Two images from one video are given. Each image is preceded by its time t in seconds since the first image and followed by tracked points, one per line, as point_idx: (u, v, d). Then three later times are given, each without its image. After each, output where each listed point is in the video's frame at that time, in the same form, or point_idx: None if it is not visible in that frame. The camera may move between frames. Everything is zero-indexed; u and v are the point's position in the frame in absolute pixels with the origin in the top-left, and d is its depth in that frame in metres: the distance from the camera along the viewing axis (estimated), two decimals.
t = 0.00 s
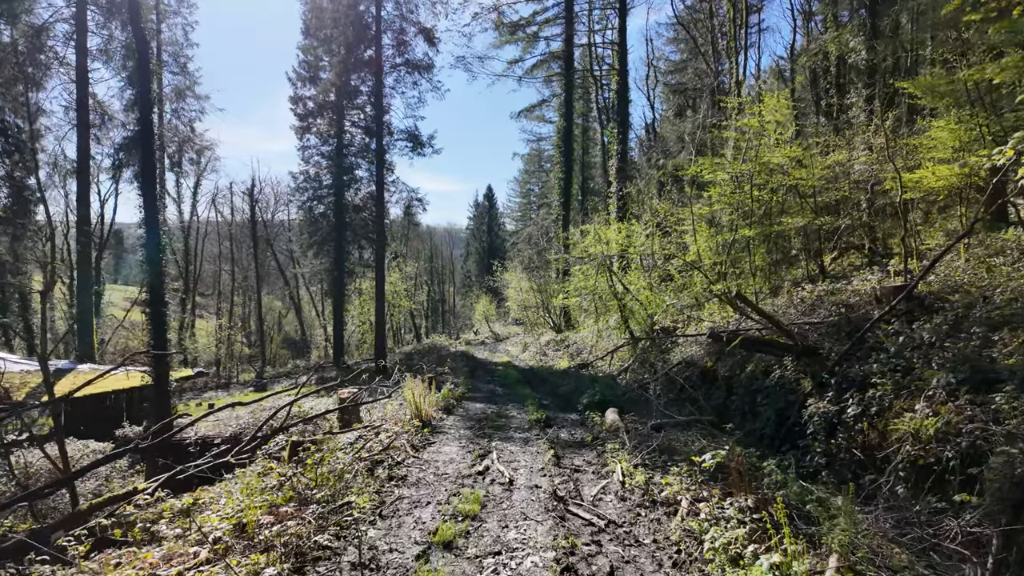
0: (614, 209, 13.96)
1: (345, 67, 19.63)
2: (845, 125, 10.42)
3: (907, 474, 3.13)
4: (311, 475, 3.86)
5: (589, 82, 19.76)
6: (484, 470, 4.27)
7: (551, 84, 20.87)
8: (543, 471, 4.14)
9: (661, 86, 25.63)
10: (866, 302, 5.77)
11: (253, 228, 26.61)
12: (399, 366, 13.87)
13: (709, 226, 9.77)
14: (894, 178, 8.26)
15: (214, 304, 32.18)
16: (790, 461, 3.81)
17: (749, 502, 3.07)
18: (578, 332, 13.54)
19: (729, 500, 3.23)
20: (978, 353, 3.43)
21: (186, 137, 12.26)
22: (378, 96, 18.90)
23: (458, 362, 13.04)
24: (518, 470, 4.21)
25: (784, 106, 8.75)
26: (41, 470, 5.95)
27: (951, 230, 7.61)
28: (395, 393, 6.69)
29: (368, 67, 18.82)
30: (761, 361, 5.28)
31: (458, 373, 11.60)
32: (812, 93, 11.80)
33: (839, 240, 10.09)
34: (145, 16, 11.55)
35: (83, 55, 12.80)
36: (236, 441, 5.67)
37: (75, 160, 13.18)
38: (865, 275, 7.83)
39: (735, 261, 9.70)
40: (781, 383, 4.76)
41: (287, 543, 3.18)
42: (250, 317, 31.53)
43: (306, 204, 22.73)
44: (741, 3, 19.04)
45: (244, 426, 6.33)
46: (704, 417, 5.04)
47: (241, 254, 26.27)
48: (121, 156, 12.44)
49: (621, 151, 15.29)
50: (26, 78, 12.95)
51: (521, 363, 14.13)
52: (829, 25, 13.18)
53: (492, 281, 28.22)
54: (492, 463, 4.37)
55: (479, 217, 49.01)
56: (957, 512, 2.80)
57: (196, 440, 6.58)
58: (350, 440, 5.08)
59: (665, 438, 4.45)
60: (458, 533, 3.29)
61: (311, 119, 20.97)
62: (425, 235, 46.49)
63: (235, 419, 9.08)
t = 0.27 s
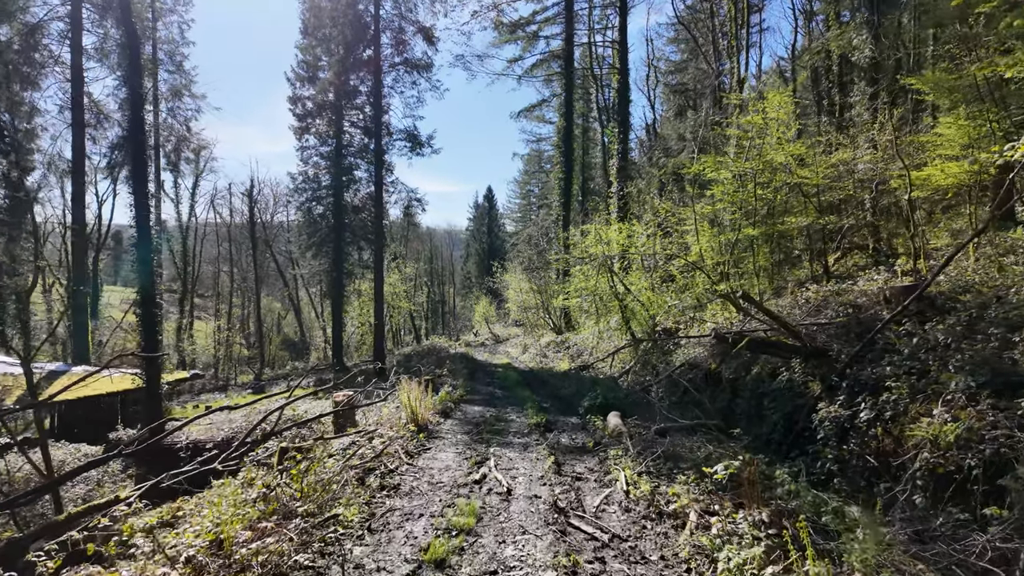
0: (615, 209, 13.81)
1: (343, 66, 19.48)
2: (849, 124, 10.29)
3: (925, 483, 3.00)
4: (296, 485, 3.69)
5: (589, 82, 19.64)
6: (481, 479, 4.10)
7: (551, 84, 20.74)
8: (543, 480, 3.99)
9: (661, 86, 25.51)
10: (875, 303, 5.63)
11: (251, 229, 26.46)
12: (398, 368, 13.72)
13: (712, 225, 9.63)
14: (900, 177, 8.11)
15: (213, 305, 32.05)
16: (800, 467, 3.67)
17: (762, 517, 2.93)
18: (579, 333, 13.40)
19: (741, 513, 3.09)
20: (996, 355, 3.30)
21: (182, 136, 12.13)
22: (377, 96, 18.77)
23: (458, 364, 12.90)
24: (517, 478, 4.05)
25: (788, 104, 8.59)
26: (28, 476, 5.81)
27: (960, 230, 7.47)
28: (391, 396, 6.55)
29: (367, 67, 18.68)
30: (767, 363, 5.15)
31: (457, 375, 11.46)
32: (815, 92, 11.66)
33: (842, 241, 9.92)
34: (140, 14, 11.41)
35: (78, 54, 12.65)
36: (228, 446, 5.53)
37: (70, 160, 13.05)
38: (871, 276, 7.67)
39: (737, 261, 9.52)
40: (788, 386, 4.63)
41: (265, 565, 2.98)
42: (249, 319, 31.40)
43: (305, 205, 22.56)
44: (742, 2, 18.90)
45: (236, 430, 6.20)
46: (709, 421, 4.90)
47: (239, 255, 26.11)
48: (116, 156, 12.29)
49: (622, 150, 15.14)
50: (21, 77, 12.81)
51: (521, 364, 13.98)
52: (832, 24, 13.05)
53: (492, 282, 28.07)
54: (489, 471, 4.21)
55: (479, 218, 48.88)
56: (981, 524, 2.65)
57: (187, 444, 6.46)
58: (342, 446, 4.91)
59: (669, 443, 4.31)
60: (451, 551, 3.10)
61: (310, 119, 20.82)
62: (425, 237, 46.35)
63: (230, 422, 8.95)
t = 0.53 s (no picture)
0: (617, 209, 13.64)
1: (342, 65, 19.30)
2: (854, 122, 10.13)
3: (953, 494, 2.85)
4: (284, 496, 3.53)
5: (591, 81, 19.47)
6: (481, 488, 3.91)
7: (552, 83, 20.58)
8: (546, 489, 3.80)
9: (662, 85, 25.35)
10: (887, 304, 5.47)
11: (250, 229, 26.32)
12: (398, 369, 13.55)
13: (716, 225, 9.43)
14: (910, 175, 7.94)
15: (212, 306, 31.91)
16: (816, 475, 3.52)
17: (789, 533, 2.68)
18: (581, 334, 13.24)
19: (764, 529, 2.84)
20: None
21: (178, 134, 11.98)
22: (377, 95, 18.60)
23: (458, 365, 12.73)
24: (519, 488, 3.86)
25: (795, 100, 8.41)
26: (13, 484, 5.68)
27: (972, 228, 7.30)
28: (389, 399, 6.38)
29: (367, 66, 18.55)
30: (777, 365, 4.98)
31: (457, 376, 11.29)
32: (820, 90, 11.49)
33: (846, 242, 9.75)
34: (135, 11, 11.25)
35: (72, 51, 12.49)
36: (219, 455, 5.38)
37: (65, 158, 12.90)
38: (881, 276, 7.50)
39: (742, 261, 9.32)
40: (801, 389, 4.47)
41: None
42: (249, 320, 31.25)
43: (304, 205, 22.38)
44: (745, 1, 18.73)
45: (228, 434, 6.04)
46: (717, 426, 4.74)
47: (238, 256, 25.94)
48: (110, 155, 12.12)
49: (624, 150, 14.97)
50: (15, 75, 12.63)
51: (522, 366, 13.82)
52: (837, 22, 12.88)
53: (493, 283, 27.89)
54: (489, 480, 4.02)
55: (479, 219, 48.70)
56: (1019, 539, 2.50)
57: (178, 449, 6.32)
58: (336, 452, 4.73)
59: (678, 450, 4.15)
60: (449, 570, 2.82)
61: (309, 118, 20.66)
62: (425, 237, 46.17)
63: (224, 426, 8.80)
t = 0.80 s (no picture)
0: (618, 209, 13.51)
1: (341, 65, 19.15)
2: (858, 121, 10.00)
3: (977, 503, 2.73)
4: (269, 507, 3.35)
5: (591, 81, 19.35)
6: (480, 497, 3.75)
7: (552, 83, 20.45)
8: (549, 499, 3.65)
9: (663, 86, 25.24)
10: (896, 305, 5.33)
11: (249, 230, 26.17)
12: (396, 371, 13.42)
13: (720, 225, 9.28)
14: (917, 174, 7.80)
15: (210, 307, 31.76)
16: (830, 481, 3.39)
17: (813, 551, 2.54)
18: (582, 336, 13.11)
19: (786, 545, 2.68)
20: None
21: (175, 133, 11.84)
22: (376, 95, 18.48)
23: (457, 367, 12.60)
24: (520, 497, 3.71)
25: (800, 98, 8.26)
26: None
27: (981, 228, 7.16)
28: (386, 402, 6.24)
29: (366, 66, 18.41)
30: (786, 368, 4.85)
31: (456, 378, 11.16)
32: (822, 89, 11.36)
33: (848, 246, 9.60)
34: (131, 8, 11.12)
35: (66, 49, 12.34)
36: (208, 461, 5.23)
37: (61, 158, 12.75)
38: (888, 276, 7.36)
39: (745, 261, 9.15)
40: (811, 393, 4.35)
41: None
42: (248, 321, 31.11)
43: (303, 206, 22.23)
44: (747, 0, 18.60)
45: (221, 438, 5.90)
46: (724, 430, 4.61)
47: (236, 257, 25.80)
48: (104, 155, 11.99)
49: (625, 150, 14.84)
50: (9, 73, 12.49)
51: (523, 367, 13.68)
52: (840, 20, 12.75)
53: (493, 284, 27.75)
54: (489, 489, 3.86)
55: (479, 220, 48.56)
56: None
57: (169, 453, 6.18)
58: (329, 458, 4.57)
59: (685, 456, 4.02)
60: None
61: (307, 119, 20.52)
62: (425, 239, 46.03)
63: (219, 430, 8.65)
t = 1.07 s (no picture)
0: (619, 208, 13.39)
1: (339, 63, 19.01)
2: (862, 119, 9.87)
3: (1000, 511, 2.61)
4: (248, 520, 2.97)
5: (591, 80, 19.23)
6: (475, 507, 3.60)
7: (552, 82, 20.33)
8: (548, 508, 3.50)
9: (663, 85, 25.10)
10: (905, 304, 5.22)
11: (247, 231, 26.04)
12: (395, 371, 13.31)
13: (722, 224, 9.15)
14: (924, 171, 7.67)
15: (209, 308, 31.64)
16: (843, 487, 3.34)
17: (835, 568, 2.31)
18: (582, 336, 12.99)
19: (805, 561, 2.47)
20: None
21: (171, 132, 11.71)
22: (375, 94, 18.34)
23: (457, 368, 12.49)
24: (517, 506, 3.56)
25: (804, 93, 8.13)
26: None
27: (990, 227, 7.04)
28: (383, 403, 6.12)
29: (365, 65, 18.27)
30: (792, 369, 4.73)
31: (455, 379, 11.04)
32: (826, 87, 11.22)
33: (850, 245, 9.47)
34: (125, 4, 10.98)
35: (61, 46, 12.19)
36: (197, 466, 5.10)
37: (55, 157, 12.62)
38: (894, 275, 7.24)
39: (747, 260, 9.02)
40: (820, 395, 4.24)
41: None
42: (247, 322, 31.01)
43: (301, 206, 22.09)
44: None
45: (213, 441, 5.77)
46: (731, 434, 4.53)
47: (234, 257, 25.67)
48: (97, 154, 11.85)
49: (626, 149, 14.72)
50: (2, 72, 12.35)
51: (523, 368, 13.57)
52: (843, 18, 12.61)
53: (493, 284, 27.64)
54: (486, 497, 3.71)
55: (479, 220, 48.42)
56: None
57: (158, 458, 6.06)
58: (321, 464, 4.43)
59: (690, 462, 3.89)
60: None
61: (305, 118, 20.38)
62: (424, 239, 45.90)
63: (213, 433, 8.53)
